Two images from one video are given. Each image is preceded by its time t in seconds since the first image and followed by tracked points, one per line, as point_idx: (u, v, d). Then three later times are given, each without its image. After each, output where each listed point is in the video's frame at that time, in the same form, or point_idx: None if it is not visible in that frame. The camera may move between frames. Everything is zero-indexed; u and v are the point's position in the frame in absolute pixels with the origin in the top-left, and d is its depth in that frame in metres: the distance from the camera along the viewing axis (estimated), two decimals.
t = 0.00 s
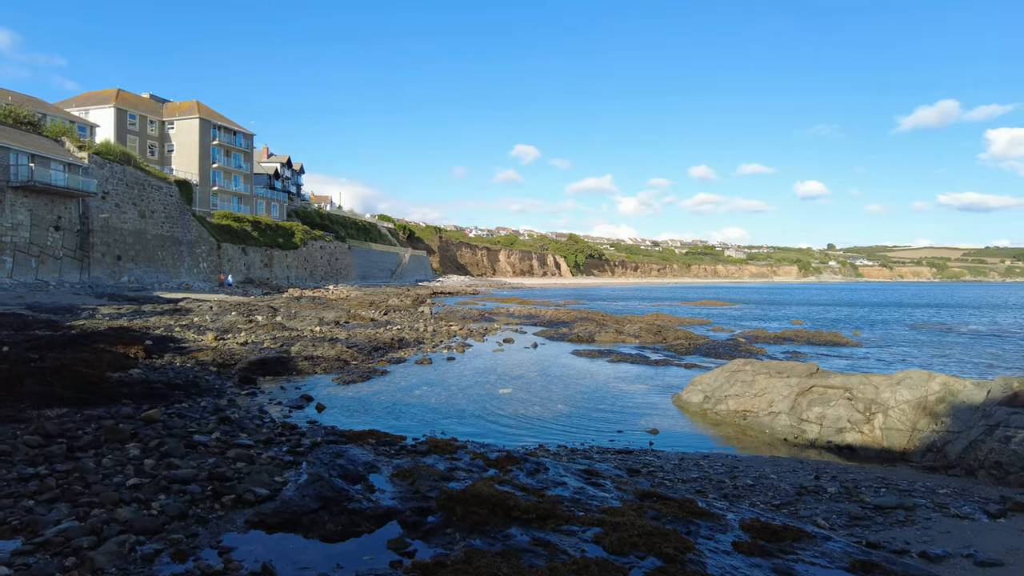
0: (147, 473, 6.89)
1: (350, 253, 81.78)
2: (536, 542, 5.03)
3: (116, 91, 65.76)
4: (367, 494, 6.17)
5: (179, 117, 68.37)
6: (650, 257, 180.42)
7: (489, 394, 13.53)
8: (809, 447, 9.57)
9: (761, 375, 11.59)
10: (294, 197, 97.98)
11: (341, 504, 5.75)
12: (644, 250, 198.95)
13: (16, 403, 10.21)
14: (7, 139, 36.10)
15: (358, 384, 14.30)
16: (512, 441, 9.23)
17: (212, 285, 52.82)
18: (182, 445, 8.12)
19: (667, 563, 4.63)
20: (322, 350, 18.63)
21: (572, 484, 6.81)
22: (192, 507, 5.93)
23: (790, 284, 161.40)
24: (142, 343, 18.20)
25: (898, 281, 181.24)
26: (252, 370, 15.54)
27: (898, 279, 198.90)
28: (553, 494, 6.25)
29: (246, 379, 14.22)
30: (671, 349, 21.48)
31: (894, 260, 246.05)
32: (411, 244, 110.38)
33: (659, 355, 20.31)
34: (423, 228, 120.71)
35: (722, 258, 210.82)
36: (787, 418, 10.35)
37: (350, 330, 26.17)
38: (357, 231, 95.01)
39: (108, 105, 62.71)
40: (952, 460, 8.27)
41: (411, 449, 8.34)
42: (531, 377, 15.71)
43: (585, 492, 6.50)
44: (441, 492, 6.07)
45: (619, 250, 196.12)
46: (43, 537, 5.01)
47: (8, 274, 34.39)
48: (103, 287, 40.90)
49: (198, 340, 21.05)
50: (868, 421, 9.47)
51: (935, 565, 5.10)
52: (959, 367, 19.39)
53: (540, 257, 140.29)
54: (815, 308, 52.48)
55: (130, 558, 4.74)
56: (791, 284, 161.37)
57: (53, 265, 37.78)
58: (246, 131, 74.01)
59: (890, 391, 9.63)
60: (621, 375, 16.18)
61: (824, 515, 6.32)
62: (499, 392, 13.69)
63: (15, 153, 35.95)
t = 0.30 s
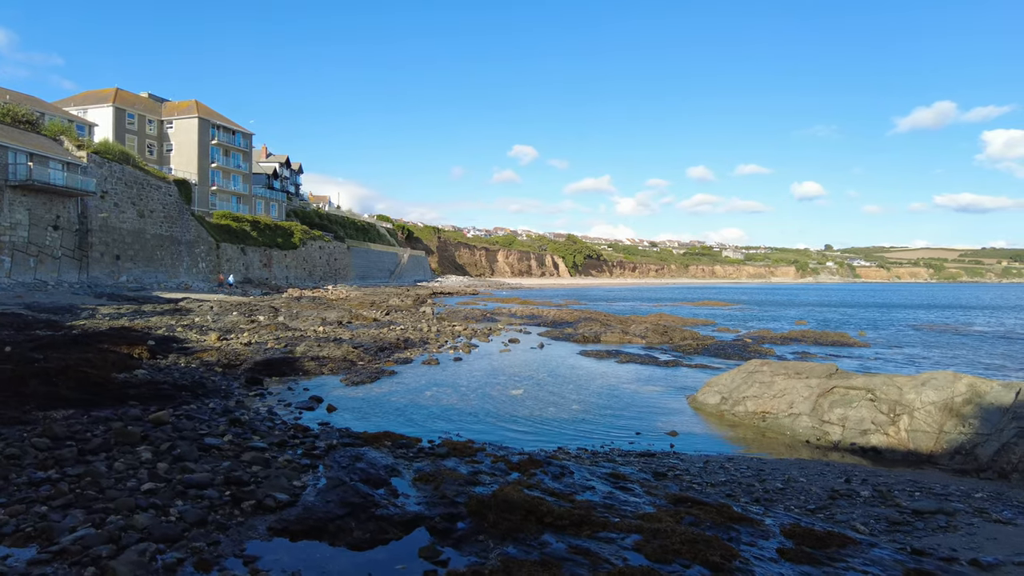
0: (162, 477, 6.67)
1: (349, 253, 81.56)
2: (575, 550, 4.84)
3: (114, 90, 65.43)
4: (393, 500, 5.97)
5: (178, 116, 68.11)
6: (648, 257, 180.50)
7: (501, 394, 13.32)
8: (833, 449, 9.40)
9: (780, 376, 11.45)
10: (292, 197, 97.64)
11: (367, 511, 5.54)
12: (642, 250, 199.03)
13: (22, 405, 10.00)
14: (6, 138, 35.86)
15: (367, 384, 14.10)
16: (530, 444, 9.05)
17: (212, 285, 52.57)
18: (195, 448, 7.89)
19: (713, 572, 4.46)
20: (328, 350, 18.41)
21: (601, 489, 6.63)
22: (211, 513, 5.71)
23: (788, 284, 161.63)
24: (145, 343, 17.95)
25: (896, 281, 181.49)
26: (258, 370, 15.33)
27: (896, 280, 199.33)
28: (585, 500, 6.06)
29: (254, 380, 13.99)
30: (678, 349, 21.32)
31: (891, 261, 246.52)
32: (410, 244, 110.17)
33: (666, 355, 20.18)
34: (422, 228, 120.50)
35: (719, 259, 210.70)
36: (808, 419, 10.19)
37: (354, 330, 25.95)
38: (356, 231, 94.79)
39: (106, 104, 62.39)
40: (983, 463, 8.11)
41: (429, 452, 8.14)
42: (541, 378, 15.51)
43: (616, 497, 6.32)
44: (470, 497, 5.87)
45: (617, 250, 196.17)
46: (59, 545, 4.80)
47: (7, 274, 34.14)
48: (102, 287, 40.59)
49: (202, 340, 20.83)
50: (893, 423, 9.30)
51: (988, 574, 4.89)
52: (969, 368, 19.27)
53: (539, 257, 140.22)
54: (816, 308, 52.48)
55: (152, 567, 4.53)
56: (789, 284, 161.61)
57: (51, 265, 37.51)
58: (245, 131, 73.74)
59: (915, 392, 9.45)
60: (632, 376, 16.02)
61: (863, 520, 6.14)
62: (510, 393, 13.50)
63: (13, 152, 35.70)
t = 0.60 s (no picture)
0: (178, 481, 6.44)
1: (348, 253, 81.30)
2: (619, 558, 4.66)
3: (113, 90, 65.13)
4: (422, 504, 5.78)
5: (177, 115, 67.85)
6: (647, 257, 180.47)
7: (513, 395, 13.10)
8: (858, 450, 9.21)
9: (800, 377, 11.28)
10: (291, 197, 97.31)
11: (397, 517, 5.33)
12: (640, 251, 198.61)
13: (29, 407, 9.76)
14: (6, 137, 35.63)
15: (377, 385, 13.89)
16: (550, 445, 8.86)
17: (211, 284, 52.26)
18: (210, 450, 7.65)
19: None
20: (335, 350, 18.17)
21: (634, 494, 6.45)
22: (233, 518, 5.49)
23: (786, 284, 161.69)
24: (149, 343, 17.69)
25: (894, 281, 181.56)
26: (266, 371, 15.08)
27: (894, 280, 199.41)
28: (620, 505, 5.88)
29: (262, 381, 13.75)
30: (687, 349, 21.12)
31: (889, 261, 246.73)
32: (409, 244, 109.88)
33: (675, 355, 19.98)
34: (421, 228, 120.19)
35: (717, 259, 210.70)
36: (831, 420, 10.01)
37: (358, 329, 25.66)
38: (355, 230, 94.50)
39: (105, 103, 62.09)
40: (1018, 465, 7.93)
41: (450, 454, 7.93)
42: (552, 378, 15.31)
43: (652, 502, 6.15)
44: (503, 503, 5.67)
45: (615, 250, 195.92)
46: (78, 554, 4.57)
47: (6, 273, 33.85)
48: (101, 287, 40.30)
49: (206, 340, 20.58)
50: (921, 424, 9.11)
51: None
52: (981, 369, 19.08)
53: (538, 258, 140.02)
54: (818, 308, 52.37)
55: None
56: (787, 284, 161.67)
57: (50, 265, 37.21)
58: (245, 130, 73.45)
59: (943, 392, 9.26)
60: (644, 376, 15.85)
61: (906, 524, 5.95)
62: (522, 393, 13.28)
63: (13, 151, 35.45)
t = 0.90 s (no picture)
0: (197, 486, 6.22)
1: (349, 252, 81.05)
2: (667, 567, 4.47)
3: (113, 88, 64.86)
4: (454, 510, 5.57)
5: (178, 114, 67.61)
6: (646, 257, 180.15)
7: (528, 396, 12.87)
8: (887, 453, 9.00)
9: (823, 377, 11.09)
10: (292, 196, 97.01)
11: (431, 524, 5.12)
12: (639, 251, 198.36)
13: (36, 410, 9.51)
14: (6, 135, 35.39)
15: (388, 385, 13.69)
16: (574, 448, 8.67)
17: (212, 284, 52.00)
18: (227, 453, 7.43)
19: None
20: (343, 350, 17.92)
21: (669, 499, 6.25)
22: (257, 525, 5.27)
23: (786, 284, 161.46)
24: (155, 342, 17.45)
25: (894, 281, 181.32)
26: (274, 371, 14.84)
27: (893, 279, 199.20)
28: (659, 510, 5.68)
29: (271, 381, 13.52)
30: (697, 349, 20.89)
31: (889, 261, 246.50)
32: (410, 244, 109.55)
33: (685, 355, 19.75)
34: (421, 228, 119.86)
35: (717, 259, 210.43)
36: (858, 421, 9.78)
37: (363, 329, 25.39)
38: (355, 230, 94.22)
39: (105, 102, 61.81)
40: None
41: (474, 457, 7.71)
42: (566, 378, 15.10)
43: (690, 507, 5.95)
44: (539, 509, 5.46)
45: (614, 250, 195.57)
46: (99, 565, 4.35)
47: (6, 272, 33.58)
48: (102, 287, 40.03)
49: (211, 339, 20.34)
50: (953, 425, 8.92)
51: None
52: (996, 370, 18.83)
53: (538, 257, 139.73)
54: (821, 308, 52.13)
55: None
56: (787, 284, 161.43)
57: (51, 264, 36.94)
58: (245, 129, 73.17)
59: (976, 393, 9.06)
60: (659, 376, 15.65)
61: (955, 529, 5.74)
62: (536, 394, 13.06)
63: (13, 149, 35.22)
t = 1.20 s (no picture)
0: (218, 492, 6.01)
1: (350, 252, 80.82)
2: None
3: (114, 87, 64.63)
4: (488, 518, 5.37)
5: (179, 113, 67.39)
6: (646, 257, 179.89)
7: (542, 397, 12.66)
8: (917, 455, 8.81)
9: (846, 378, 10.90)
10: (292, 196, 96.70)
11: (466, 533, 4.92)
12: (639, 251, 198.12)
13: (45, 413, 9.30)
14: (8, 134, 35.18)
15: (400, 386, 13.48)
16: (598, 451, 8.48)
17: (214, 284, 51.77)
18: (245, 457, 7.21)
19: None
20: (352, 351, 17.70)
21: (707, 505, 6.05)
22: (284, 534, 5.05)
23: (786, 284, 161.34)
24: (161, 342, 17.23)
25: (894, 281, 181.23)
26: (284, 372, 14.63)
27: (893, 279, 199.14)
28: (700, 517, 5.48)
29: (282, 382, 13.30)
30: (709, 349, 20.67)
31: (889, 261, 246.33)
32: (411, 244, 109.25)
33: (696, 355, 19.56)
34: (422, 228, 119.59)
35: (718, 258, 210.22)
36: (885, 422, 9.58)
37: (369, 329, 25.15)
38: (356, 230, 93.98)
39: (106, 101, 61.57)
40: None
41: (498, 461, 7.50)
42: (580, 379, 14.90)
43: (730, 514, 5.76)
44: (577, 518, 5.26)
45: (614, 251, 195.35)
46: None
47: (7, 272, 33.35)
48: (103, 287, 39.81)
49: (217, 340, 20.13)
50: (985, 428, 8.73)
51: None
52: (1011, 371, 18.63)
53: (539, 257, 139.50)
54: (825, 309, 51.96)
55: None
56: (787, 284, 161.32)
57: (53, 264, 36.71)
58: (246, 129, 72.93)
59: (1009, 395, 8.86)
60: (674, 377, 15.45)
61: (1006, 536, 5.53)
62: (551, 395, 12.83)
63: (15, 149, 35.00)
